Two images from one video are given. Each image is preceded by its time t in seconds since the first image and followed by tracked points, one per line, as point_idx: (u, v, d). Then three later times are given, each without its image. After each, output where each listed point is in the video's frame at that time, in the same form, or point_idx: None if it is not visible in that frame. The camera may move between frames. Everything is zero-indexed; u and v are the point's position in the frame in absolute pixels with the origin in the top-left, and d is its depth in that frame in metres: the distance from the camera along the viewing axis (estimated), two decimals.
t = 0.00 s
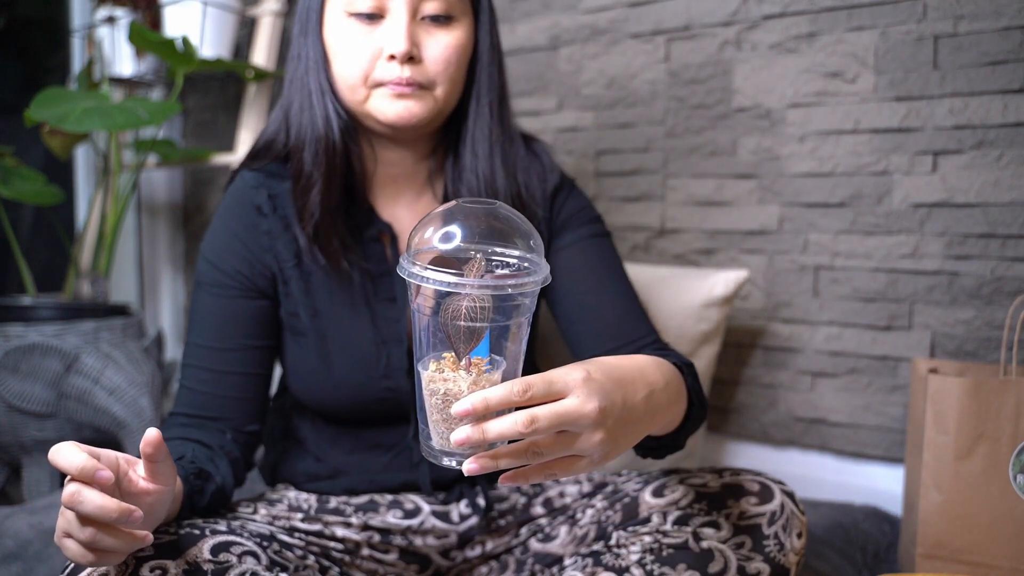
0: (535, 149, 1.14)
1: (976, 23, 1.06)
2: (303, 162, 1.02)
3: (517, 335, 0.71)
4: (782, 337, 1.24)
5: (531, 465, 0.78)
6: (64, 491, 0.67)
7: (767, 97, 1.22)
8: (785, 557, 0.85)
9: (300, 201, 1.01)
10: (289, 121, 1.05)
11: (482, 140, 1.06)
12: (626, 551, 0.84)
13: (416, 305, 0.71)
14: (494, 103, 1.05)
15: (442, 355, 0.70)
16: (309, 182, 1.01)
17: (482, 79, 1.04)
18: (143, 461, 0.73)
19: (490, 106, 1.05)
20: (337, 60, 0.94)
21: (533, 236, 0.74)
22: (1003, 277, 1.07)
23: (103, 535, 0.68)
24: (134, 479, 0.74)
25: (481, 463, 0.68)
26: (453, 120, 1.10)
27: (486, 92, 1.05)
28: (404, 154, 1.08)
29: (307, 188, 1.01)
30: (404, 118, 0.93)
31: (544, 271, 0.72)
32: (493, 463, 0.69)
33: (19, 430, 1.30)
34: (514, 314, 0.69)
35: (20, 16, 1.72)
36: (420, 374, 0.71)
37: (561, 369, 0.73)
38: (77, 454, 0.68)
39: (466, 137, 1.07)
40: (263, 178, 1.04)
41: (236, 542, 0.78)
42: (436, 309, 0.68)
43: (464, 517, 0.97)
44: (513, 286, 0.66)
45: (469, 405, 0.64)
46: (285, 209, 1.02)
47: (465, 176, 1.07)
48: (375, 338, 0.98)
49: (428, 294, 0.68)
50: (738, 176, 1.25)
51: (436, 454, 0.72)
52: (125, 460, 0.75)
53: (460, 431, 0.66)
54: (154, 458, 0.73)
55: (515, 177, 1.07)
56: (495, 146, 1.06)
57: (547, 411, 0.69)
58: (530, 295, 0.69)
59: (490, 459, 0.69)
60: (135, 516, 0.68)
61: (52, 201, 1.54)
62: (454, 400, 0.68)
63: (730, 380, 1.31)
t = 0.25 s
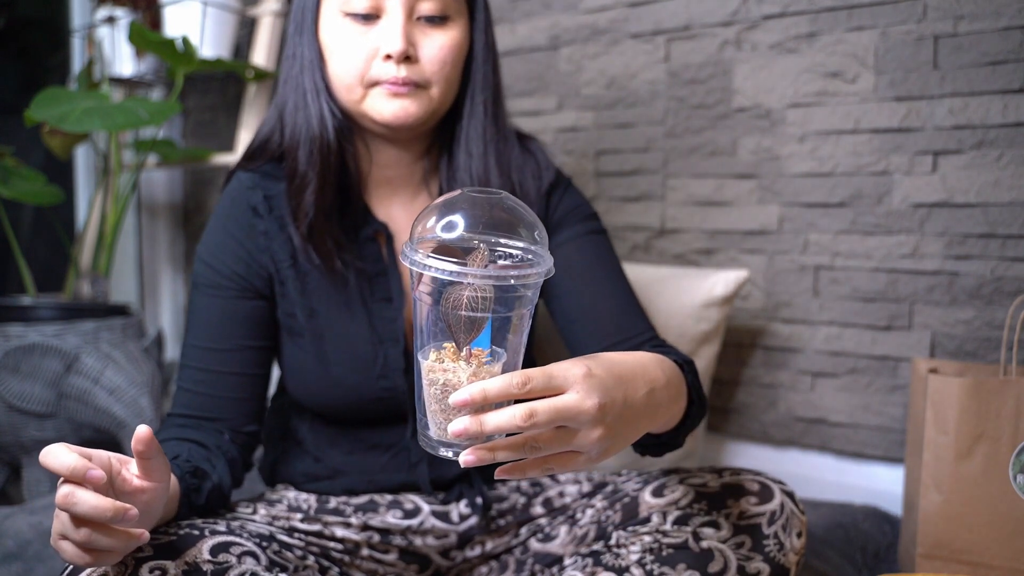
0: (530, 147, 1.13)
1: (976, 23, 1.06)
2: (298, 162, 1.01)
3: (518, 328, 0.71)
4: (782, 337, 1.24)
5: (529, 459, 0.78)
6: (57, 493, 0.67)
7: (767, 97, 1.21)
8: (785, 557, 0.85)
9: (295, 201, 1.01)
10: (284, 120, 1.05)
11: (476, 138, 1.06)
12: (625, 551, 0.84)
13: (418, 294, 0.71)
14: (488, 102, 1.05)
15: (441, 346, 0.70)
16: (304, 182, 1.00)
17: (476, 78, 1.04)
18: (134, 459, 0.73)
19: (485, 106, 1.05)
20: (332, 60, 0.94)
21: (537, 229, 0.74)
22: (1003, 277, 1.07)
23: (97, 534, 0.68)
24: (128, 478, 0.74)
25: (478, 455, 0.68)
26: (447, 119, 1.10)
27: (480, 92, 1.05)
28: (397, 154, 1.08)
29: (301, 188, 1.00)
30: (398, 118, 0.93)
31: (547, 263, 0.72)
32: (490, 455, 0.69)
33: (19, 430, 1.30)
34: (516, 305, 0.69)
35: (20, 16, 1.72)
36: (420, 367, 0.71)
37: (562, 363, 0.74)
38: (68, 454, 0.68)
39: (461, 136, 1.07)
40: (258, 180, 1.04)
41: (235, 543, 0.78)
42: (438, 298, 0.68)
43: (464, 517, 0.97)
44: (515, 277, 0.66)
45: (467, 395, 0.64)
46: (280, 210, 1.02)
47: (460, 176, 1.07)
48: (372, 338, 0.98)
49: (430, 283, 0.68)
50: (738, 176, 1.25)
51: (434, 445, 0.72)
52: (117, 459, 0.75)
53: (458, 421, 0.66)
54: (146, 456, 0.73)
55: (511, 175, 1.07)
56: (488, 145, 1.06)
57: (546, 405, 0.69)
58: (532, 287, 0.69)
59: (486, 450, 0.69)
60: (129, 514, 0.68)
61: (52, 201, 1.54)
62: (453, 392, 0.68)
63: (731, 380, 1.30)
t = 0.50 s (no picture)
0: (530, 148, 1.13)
1: (976, 23, 1.06)
2: (298, 162, 1.02)
3: (516, 330, 0.70)
4: (782, 337, 1.24)
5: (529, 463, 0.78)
6: (52, 494, 0.67)
7: (767, 97, 1.21)
8: (785, 557, 0.85)
9: (294, 202, 1.01)
10: (284, 120, 1.05)
11: (476, 141, 1.06)
12: (625, 551, 0.84)
13: (415, 300, 0.71)
14: (489, 104, 1.05)
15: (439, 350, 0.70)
16: (304, 183, 1.01)
17: (477, 80, 1.04)
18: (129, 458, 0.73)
19: (485, 108, 1.05)
20: (334, 61, 0.94)
21: (534, 232, 0.74)
22: (1003, 277, 1.07)
23: (93, 535, 0.68)
24: (123, 478, 0.74)
25: (478, 459, 0.68)
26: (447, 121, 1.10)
27: (481, 94, 1.05)
28: (397, 155, 1.08)
29: (301, 188, 1.01)
30: (398, 120, 0.94)
31: (545, 266, 0.71)
32: (490, 460, 0.69)
33: (19, 430, 1.30)
34: (514, 309, 0.69)
35: (20, 16, 1.72)
36: (419, 371, 0.71)
37: (561, 365, 0.73)
38: (61, 455, 0.68)
39: (461, 138, 1.07)
40: (259, 179, 1.04)
41: (235, 543, 0.78)
42: (434, 304, 0.68)
43: (464, 517, 0.97)
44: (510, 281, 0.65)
45: (467, 401, 0.64)
46: (280, 210, 1.02)
47: (459, 177, 1.07)
48: (371, 338, 0.98)
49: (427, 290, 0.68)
50: (738, 176, 1.25)
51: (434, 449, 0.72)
52: (112, 459, 0.75)
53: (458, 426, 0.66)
54: (140, 455, 0.73)
55: (510, 177, 1.07)
56: (488, 148, 1.06)
57: (546, 409, 0.69)
58: (529, 291, 0.69)
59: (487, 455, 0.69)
60: (125, 514, 0.67)
61: (52, 201, 1.54)
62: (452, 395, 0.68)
63: (731, 380, 1.30)
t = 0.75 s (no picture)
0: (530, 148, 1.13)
1: (976, 23, 1.06)
2: (301, 162, 1.02)
3: (521, 332, 0.71)
4: (782, 337, 1.24)
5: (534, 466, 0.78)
6: (52, 497, 0.67)
7: (767, 97, 1.21)
8: (785, 557, 0.85)
9: (297, 203, 1.01)
10: (287, 119, 1.05)
11: (478, 142, 1.06)
12: (625, 551, 0.84)
13: (419, 303, 0.71)
14: (492, 106, 1.05)
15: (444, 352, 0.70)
16: (307, 183, 1.01)
17: (481, 83, 1.04)
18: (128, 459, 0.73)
19: (488, 110, 1.05)
20: (337, 62, 0.94)
21: (537, 233, 0.74)
22: (1003, 277, 1.07)
23: (92, 537, 0.68)
24: (122, 479, 0.74)
25: (483, 463, 0.68)
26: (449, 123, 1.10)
27: (485, 96, 1.04)
28: (400, 155, 1.08)
29: (304, 189, 1.01)
30: (399, 123, 0.94)
31: (549, 268, 0.71)
32: (495, 463, 0.69)
33: (19, 430, 1.30)
34: (518, 312, 0.69)
35: (20, 16, 1.72)
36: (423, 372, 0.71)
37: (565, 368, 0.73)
38: (60, 457, 0.68)
39: (463, 139, 1.07)
40: (261, 179, 1.04)
41: (235, 543, 0.78)
42: (438, 307, 0.68)
43: (464, 517, 0.97)
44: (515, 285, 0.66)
45: (471, 403, 0.64)
46: (281, 210, 1.02)
47: (461, 178, 1.07)
48: (372, 338, 0.98)
49: (430, 293, 0.68)
50: (738, 176, 1.26)
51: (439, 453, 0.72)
52: (111, 461, 0.75)
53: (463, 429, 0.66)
54: (140, 457, 0.73)
55: (512, 178, 1.07)
56: (491, 149, 1.06)
57: (550, 411, 0.69)
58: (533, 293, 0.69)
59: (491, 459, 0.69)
60: (125, 516, 0.67)
61: (52, 201, 1.55)
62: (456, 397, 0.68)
63: (730, 380, 1.30)
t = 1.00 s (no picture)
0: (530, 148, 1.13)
1: (976, 23, 1.06)
2: (301, 163, 1.02)
3: (526, 329, 0.71)
4: (782, 337, 1.24)
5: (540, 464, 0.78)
6: (51, 498, 0.67)
7: (767, 97, 1.21)
8: (785, 557, 0.85)
9: (297, 204, 1.01)
10: (287, 119, 1.05)
11: (479, 143, 1.06)
12: (625, 551, 0.84)
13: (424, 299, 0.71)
14: (492, 107, 1.05)
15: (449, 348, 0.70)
16: (307, 183, 1.01)
17: (481, 83, 1.04)
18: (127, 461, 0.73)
19: (489, 111, 1.05)
20: (337, 63, 0.94)
21: (542, 230, 0.74)
22: (1003, 277, 1.07)
23: (91, 539, 0.68)
24: (121, 480, 0.74)
25: (488, 459, 0.68)
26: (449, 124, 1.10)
27: (485, 97, 1.04)
28: (400, 156, 1.08)
29: (304, 190, 1.01)
30: (399, 125, 0.94)
31: (554, 265, 0.71)
32: (501, 460, 0.69)
33: (19, 430, 1.30)
34: (523, 308, 0.69)
35: (20, 16, 1.72)
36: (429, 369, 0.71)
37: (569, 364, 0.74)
38: (60, 459, 0.68)
39: (463, 139, 1.07)
40: (260, 179, 1.04)
41: (235, 543, 0.78)
42: (444, 304, 0.68)
43: (464, 517, 0.97)
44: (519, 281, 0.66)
45: (477, 399, 0.64)
46: (281, 210, 1.02)
47: (461, 178, 1.07)
48: (372, 338, 0.98)
49: (435, 289, 0.68)
50: (738, 176, 1.25)
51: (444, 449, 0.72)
52: (110, 462, 0.75)
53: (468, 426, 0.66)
54: (139, 459, 0.73)
55: (512, 178, 1.07)
56: (491, 149, 1.06)
57: (556, 408, 0.69)
58: (538, 290, 0.69)
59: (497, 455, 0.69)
60: (124, 518, 0.67)
61: (52, 201, 1.55)
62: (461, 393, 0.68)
63: (730, 380, 1.31)
